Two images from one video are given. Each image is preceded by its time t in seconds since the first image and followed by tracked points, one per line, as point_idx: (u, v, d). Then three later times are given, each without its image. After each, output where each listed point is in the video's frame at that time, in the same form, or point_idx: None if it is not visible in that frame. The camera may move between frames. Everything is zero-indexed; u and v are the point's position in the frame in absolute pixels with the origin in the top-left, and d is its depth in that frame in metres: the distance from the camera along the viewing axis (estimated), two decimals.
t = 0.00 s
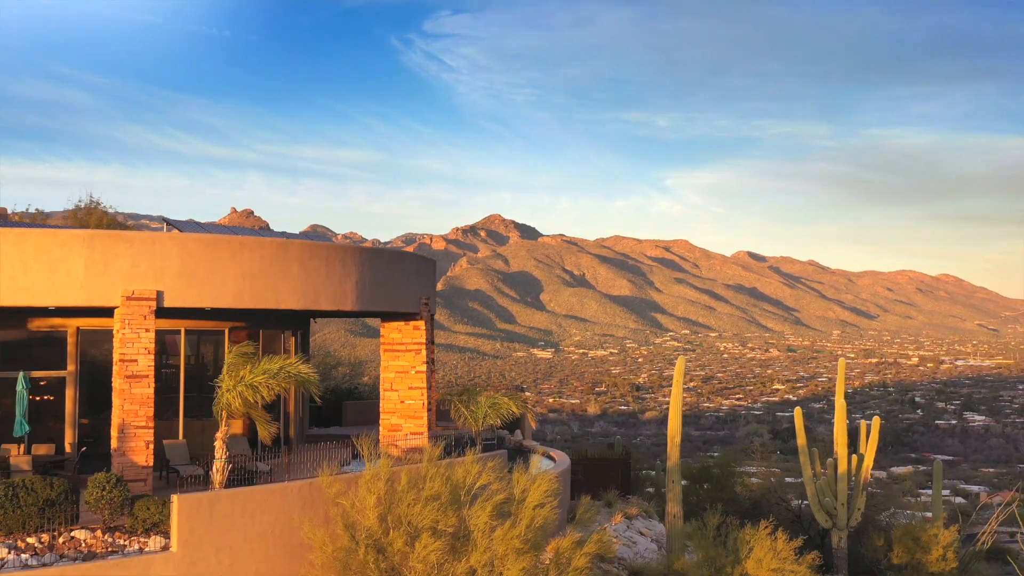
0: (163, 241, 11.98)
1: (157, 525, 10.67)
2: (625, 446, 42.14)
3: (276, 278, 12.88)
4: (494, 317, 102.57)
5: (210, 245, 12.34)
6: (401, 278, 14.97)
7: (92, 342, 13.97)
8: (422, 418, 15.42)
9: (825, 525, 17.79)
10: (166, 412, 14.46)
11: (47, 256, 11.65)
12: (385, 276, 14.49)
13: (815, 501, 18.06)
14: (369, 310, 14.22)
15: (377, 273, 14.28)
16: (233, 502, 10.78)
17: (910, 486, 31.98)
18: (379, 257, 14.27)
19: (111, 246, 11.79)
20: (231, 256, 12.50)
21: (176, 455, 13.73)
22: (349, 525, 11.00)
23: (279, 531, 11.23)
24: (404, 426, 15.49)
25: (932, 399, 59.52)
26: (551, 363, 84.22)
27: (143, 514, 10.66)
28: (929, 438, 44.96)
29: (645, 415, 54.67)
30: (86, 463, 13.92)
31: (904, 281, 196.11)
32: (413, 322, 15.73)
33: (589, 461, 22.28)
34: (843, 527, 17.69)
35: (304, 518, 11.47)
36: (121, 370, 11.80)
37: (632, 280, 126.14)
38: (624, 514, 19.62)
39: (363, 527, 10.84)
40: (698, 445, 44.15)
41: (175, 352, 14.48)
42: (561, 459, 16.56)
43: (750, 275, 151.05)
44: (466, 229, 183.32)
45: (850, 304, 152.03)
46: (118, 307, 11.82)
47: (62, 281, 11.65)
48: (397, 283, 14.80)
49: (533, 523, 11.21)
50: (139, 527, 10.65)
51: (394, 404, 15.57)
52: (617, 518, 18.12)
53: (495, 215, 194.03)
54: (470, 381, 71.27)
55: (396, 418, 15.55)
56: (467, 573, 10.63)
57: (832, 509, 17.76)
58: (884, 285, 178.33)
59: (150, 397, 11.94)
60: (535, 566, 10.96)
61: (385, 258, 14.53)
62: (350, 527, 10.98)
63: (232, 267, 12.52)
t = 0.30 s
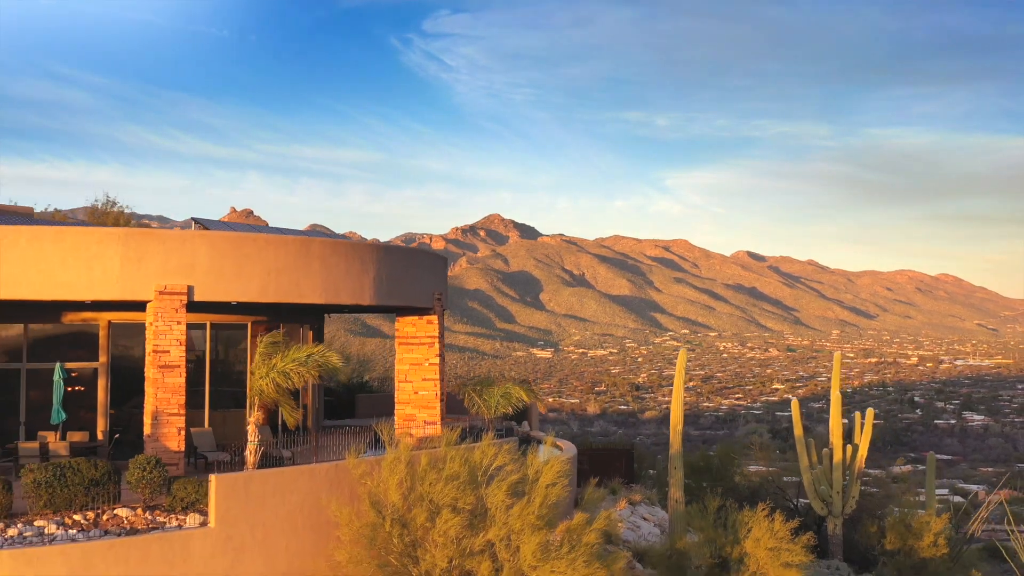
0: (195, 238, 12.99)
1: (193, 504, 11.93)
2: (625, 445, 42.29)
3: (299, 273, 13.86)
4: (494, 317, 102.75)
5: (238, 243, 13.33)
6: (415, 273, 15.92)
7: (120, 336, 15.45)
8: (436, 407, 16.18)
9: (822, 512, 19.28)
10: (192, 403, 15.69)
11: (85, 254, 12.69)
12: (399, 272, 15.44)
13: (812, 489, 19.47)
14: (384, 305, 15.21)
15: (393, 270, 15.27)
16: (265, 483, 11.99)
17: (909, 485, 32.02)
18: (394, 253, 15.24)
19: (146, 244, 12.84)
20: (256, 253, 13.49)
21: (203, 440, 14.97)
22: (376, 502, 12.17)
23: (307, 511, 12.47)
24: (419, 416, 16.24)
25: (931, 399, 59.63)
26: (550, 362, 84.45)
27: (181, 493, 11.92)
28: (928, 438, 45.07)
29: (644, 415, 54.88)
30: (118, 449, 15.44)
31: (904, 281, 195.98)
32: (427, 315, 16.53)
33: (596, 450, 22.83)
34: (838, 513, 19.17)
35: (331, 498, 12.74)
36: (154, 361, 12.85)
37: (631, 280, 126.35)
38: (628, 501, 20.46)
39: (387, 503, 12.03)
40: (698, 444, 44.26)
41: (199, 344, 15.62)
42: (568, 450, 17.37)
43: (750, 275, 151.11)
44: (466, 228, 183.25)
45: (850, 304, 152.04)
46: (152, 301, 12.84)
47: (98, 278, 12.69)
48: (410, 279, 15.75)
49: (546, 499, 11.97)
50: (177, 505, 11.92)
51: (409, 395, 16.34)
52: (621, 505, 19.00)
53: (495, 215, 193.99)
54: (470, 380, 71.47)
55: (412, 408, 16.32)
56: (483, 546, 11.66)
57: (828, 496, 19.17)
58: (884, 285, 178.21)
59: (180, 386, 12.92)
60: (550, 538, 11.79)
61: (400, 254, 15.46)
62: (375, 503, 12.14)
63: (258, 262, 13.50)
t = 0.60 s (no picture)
0: (219, 236, 13.54)
1: (223, 486, 12.34)
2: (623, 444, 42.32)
3: (317, 271, 14.42)
4: (493, 317, 102.67)
5: (258, 240, 13.87)
6: (428, 269, 16.44)
7: (145, 329, 16.16)
8: (446, 399, 16.68)
9: (819, 501, 19.75)
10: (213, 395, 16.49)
11: (115, 251, 13.24)
12: (412, 269, 15.97)
13: (808, 480, 19.91)
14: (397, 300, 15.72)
15: (404, 267, 15.79)
16: (291, 467, 12.21)
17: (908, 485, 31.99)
18: (408, 251, 15.78)
19: (173, 242, 13.38)
20: (277, 251, 14.02)
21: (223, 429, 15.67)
22: (396, 486, 12.49)
23: (331, 493, 12.66)
24: (429, 407, 16.78)
25: (931, 398, 59.65)
26: (550, 362, 84.48)
27: (212, 477, 12.33)
28: (928, 437, 45.12)
29: (644, 414, 54.90)
30: (147, 438, 16.19)
31: (903, 281, 196.01)
32: (437, 311, 17.23)
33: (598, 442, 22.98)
34: (833, 502, 19.71)
35: (353, 482, 12.90)
36: (183, 353, 13.45)
37: (631, 280, 126.43)
38: (631, 490, 20.73)
39: (408, 485, 12.30)
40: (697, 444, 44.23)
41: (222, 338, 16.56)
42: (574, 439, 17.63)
43: (749, 275, 151.15)
44: (465, 229, 183.17)
45: (849, 303, 152.10)
46: (179, 295, 13.40)
47: (129, 274, 13.23)
48: (423, 276, 16.27)
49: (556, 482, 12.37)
50: (208, 487, 12.34)
51: (420, 387, 16.93)
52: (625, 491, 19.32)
53: (494, 215, 193.93)
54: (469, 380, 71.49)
55: (423, 399, 16.90)
56: (498, 524, 12.00)
57: (824, 486, 19.70)
58: (883, 285, 178.14)
59: (207, 376, 13.56)
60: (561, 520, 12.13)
61: (413, 251, 16.00)
62: (395, 486, 12.45)
63: (278, 259, 14.03)
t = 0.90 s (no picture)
0: (245, 234, 14.35)
1: (253, 469, 13.61)
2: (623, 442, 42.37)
3: (337, 266, 15.19)
4: (493, 316, 102.77)
5: (282, 237, 14.66)
6: (441, 264, 17.14)
7: (171, 322, 17.47)
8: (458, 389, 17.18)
9: (814, 489, 20.19)
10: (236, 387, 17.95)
11: (147, 248, 14.02)
12: (425, 264, 16.70)
13: (805, 470, 20.31)
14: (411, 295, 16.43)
15: (419, 263, 16.56)
16: (319, 450, 13.42)
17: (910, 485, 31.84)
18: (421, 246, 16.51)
19: (202, 239, 14.20)
20: (300, 247, 14.80)
21: (246, 417, 17.02)
22: (417, 468, 13.65)
23: (355, 476, 13.82)
24: (440, 396, 17.23)
25: (930, 398, 59.80)
26: (550, 361, 84.70)
27: (243, 460, 13.57)
28: (927, 437, 45.23)
29: (643, 414, 55.12)
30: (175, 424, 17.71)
31: (902, 280, 195.90)
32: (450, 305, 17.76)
33: (601, 432, 23.45)
34: (829, 490, 20.15)
35: (374, 465, 14.04)
36: (211, 344, 14.25)
37: (630, 280, 126.61)
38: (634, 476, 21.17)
39: (428, 466, 13.50)
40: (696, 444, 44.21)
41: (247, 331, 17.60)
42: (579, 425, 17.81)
43: (749, 275, 151.24)
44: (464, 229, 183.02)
45: (848, 303, 152.16)
46: (208, 290, 14.22)
47: (161, 271, 14.06)
48: (436, 270, 16.97)
49: (567, 464, 13.26)
50: (239, 469, 13.58)
51: (433, 378, 17.37)
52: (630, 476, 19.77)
53: (493, 215, 193.80)
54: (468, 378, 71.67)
55: (437, 389, 17.32)
56: (514, 502, 12.96)
57: (820, 475, 20.10)
58: (882, 284, 178.04)
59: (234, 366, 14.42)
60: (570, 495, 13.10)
61: (426, 248, 16.74)
62: (415, 467, 13.61)
63: (300, 255, 14.83)
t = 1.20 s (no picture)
0: (265, 232, 15.09)
1: (278, 454, 14.15)
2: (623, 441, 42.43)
3: (352, 263, 15.92)
4: (493, 316, 102.90)
5: (301, 236, 15.39)
6: (450, 262, 17.78)
7: (193, 315, 18.68)
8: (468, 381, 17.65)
9: (810, 480, 20.40)
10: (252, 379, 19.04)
11: (173, 245, 14.74)
12: (435, 261, 17.32)
13: (801, 460, 20.57)
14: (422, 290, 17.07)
15: (431, 260, 17.20)
16: (339, 437, 14.02)
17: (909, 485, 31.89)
18: (431, 243, 17.18)
19: (225, 237, 14.92)
20: (317, 246, 15.54)
21: (266, 408, 17.60)
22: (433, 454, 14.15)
23: (375, 463, 14.50)
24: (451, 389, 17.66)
25: (929, 397, 59.94)
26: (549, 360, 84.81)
27: (267, 446, 14.13)
28: (927, 436, 45.31)
29: (643, 413, 55.25)
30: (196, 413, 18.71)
31: (902, 280, 195.86)
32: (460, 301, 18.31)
33: (606, 424, 23.45)
34: (826, 480, 20.32)
35: (393, 451, 14.75)
36: (234, 338, 14.93)
37: (630, 279, 126.77)
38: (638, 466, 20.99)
39: (444, 452, 14.02)
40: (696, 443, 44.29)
41: (265, 322, 18.81)
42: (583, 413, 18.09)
43: (748, 275, 151.28)
44: (463, 228, 182.91)
45: (848, 303, 152.24)
46: (231, 286, 14.92)
47: (186, 268, 14.76)
48: (445, 267, 17.58)
49: (576, 448, 13.93)
50: (264, 455, 14.13)
51: (443, 371, 17.81)
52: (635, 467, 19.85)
53: (492, 215, 193.65)
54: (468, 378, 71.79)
55: (446, 382, 17.76)
56: (526, 484, 13.56)
57: (817, 466, 20.29)
58: (882, 284, 178.11)
59: (255, 358, 15.05)
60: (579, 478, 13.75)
61: (436, 245, 17.40)
62: (432, 453, 14.11)
63: (317, 253, 15.55)
